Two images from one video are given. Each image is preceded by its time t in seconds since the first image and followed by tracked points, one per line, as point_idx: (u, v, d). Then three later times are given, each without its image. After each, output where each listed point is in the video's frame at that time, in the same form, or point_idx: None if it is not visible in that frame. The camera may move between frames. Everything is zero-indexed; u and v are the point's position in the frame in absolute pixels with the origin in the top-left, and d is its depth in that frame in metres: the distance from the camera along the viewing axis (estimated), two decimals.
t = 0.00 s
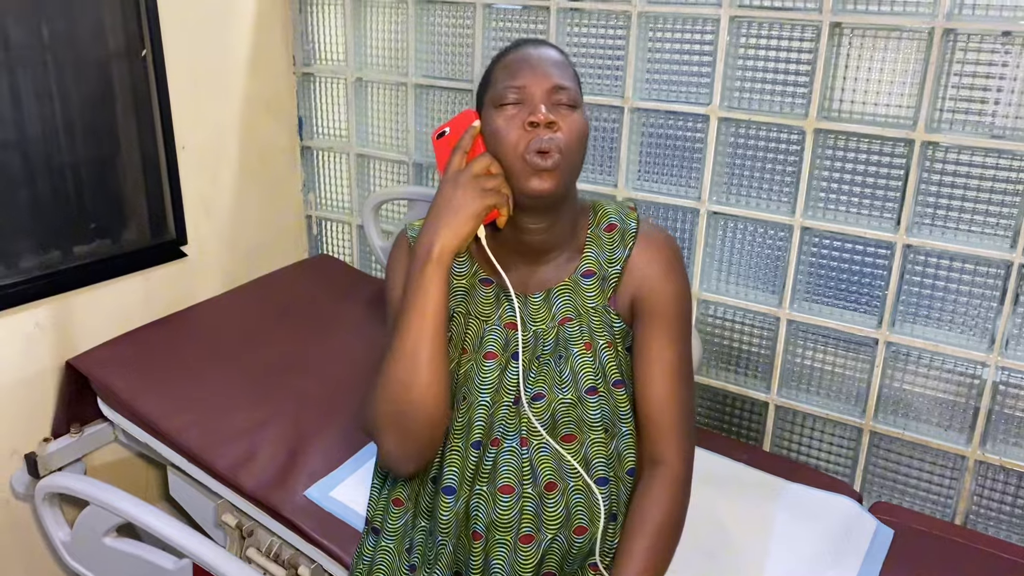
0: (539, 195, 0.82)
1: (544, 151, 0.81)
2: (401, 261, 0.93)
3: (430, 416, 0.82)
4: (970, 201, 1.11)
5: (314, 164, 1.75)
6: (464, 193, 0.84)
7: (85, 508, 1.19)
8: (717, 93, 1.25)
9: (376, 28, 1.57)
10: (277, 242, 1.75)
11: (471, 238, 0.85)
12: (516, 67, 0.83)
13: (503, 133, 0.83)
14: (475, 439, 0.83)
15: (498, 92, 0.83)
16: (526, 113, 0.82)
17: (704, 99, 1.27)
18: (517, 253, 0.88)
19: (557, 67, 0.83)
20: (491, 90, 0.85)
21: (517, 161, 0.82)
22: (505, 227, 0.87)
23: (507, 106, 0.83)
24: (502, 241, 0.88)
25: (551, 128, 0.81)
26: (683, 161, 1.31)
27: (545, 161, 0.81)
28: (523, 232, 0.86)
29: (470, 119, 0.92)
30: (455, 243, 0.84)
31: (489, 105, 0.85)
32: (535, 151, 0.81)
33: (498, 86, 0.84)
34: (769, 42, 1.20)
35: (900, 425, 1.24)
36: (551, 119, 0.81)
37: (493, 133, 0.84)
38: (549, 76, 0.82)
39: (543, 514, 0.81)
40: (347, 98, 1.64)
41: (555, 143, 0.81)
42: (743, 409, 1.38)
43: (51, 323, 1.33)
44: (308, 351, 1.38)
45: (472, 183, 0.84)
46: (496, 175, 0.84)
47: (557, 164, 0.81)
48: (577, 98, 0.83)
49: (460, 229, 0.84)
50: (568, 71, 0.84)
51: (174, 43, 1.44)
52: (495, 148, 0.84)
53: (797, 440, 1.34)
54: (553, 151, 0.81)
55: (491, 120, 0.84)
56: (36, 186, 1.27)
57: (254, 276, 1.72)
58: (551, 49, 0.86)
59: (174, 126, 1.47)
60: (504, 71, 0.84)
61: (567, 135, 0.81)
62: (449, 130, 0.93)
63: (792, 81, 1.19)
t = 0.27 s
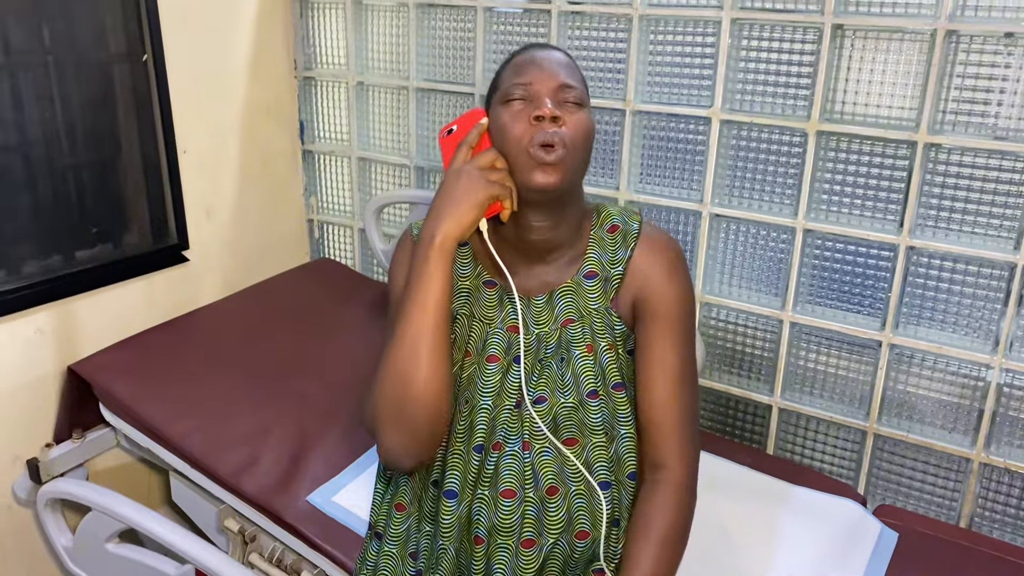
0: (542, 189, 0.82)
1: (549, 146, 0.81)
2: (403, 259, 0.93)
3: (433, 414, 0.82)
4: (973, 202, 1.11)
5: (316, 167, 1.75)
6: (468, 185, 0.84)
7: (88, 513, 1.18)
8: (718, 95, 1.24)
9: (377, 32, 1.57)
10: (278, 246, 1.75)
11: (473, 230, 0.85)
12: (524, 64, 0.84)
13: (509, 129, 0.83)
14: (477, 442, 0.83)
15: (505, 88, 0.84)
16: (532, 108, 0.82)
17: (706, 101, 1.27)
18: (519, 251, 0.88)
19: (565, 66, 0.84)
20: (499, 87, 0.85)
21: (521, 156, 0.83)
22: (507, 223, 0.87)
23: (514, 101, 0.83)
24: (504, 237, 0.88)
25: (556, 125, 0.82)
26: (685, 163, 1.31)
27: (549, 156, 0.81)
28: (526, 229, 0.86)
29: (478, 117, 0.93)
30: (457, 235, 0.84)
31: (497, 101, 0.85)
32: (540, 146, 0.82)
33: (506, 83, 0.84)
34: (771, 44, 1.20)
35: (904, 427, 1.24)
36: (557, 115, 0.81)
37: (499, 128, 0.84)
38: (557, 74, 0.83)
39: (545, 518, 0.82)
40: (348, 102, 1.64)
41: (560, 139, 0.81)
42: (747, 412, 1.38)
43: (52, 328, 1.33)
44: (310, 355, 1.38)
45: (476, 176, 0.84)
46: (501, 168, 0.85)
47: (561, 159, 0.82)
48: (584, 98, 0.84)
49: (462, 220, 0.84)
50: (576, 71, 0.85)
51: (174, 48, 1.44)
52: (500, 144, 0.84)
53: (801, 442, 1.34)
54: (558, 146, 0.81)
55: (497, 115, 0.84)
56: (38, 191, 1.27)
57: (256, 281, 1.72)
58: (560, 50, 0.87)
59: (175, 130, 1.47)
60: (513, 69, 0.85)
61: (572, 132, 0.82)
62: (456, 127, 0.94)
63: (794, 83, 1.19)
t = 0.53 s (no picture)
0: (542, 183, 0.82)
1: (550, 141, 0.81)
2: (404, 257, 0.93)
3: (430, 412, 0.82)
4: (979, 202, 1.10)
5: (316, 170, 1.74)
6: (468, 180, 0.84)
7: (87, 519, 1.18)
8: (721, 96, 1.23)
9: (376, 33, 1.56)
10: (278, 249, 1.74)
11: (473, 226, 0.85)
12: (527, 62, 0.85)
13: (510, 124, 0.83)
14: (476, 443, 0.83)
15: (508, 86, 0.85)
16: (534, 104, 0.83)
17: (707, 102, 1.26)
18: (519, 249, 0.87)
19: (568, 64, 0.85)
20: (502, 85, 0.86)
21: (522, 151, 0.83)
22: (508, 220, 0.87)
23: (516, 98, 0.84)
24: (503, 234, 0.88)
25: (558, 119, 0.82)
26: (687, 165, 1.30)
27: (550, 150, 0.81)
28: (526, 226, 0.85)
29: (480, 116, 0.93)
30: (457, 229, 0.84)
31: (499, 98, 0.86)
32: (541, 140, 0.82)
33: (508, 80, 0.85)
34: (773, 44, 1.19)
35: (909, 430, 1.23)
36: (558, 110, 0.82)
37: (501, 124, 0.84)
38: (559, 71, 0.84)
39: (546, 521, 0.81)
40: (348, 104, 1.63)
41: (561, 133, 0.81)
42: (750, 414, 1.37)
43: (51, 332, 1.32)
44: (310, 358, 1.37)
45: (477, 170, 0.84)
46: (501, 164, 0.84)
47: (561, 153, 0.81)
48: (586, 95, 0.84)
49: (462, 215, 0.84)
50: (579, 69, 0.85)
51: (173, 50, 1.43)
52: (502, 140, 0.84)
53: (805, 445, 1.33)
54: (559, 140, 0.81)
55: (499, 112, 0.85)
56: (36, 194, 1.27)
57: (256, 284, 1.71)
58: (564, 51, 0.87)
59: (174, 133, 1.46)
60: (515, 66, 0.85)
61: (573, 127, 0.82)
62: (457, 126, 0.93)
63: (797, 83, 1.18)
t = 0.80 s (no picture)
0: (539, 178, 0.81)
1: (547, 136, 0.80)
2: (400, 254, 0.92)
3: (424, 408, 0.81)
4: (983, 204, 1.09)
5: (314, 172, 1.73)
6: (464, 174, 0.83)
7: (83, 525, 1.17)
8: (721, 97, 1.22)
9: (375, 34, 1.55)
10: (277, 251, 1.73)
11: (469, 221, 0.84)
12: (526, 60, 0.84)
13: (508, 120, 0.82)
14: (474, 442, 0.82)
15: (506, 83, 0.84)
16: (531, 100, 0.82)
17: (708, 103, 1.25)
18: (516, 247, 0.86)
19: (567, 63, 0.84)
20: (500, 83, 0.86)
21: (520, 146, 0.82)
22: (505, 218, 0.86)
23: (514, 94, 0.83)
24: (500, 231, 0.87)
25: (556, 115, 0.81)
26: (687, 166, 1.29)
27: (547, 145, 0.80)
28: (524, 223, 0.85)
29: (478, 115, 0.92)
30: (453, 224, 0.83)
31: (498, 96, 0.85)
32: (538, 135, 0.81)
33: (507, 78, 0.85)
34: (774, 44, 1.18)
35: (913, 433, 1.21)
36: (556, 106, 0.81)
37: (498, 120, 0.83)
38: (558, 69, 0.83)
39: (542, 523, 0.81)
40: (346, 106, 1.62)
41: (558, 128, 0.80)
42: (752, 418, 1.35)
43: (48, 337, 1.32)
44: (308, 361, 1.36)
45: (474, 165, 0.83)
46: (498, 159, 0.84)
47: (559, 148, 0.80)
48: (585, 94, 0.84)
49: (459, 209, 0.83)
50: (578, 69, 0.85)
51: (170, 52, 1.42)
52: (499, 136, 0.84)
53: (807, 448, 1.32)
54: (556, 135, 0.80)
55: (497, 109, 0.84)
56: (33, 198, 1.26)
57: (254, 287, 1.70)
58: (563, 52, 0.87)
59: (172, 136, 1.45)
60: (514, 65, 0.85)
61: (571, 122, 0.81)
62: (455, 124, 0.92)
63: (798, 84, 1.17)
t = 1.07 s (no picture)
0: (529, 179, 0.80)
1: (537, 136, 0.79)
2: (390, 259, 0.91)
3: (413, 418, 0.80)
4: (986, 204, 1.07)
5: (310, 172, 1.72)
6: (454, 176, 0.82)
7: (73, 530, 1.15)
8: (720, 95, 1.21)
9: (370, 33, 1.54)
10: (272, 253, 1.72)
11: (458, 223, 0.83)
12: (516, 59, 0.83)
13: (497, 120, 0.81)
14: (466, 447, 0.80)
15: (495, 83, 0.83)
16: (521, 100, 0.81)
17: (707, 102, 1.23)
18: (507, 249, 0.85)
19: (556, 62, 0.83)
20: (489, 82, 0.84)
21: (509, 147, 0.80)
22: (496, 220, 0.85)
23: (503, 94, 0.82)
24: (491, 234, 0.86)
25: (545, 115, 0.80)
26: (685, 166, 1.27)
27: (536, 145, 0.79)
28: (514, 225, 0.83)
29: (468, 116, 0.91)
30: (443, 226, 0.82)
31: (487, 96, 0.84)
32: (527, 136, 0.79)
33: (496, 77, 0.83)
34: (773, 42, 1.16)
35: (915, 436, 1.20)
36: (546, 106, 0.80)
37: (487, 120, 0.82)
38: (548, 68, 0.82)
39: (537, 530, 0.80)
40: (342, 105, 1.61)
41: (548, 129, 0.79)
42: (752, 421, 1.34)
43: (39, 340, 1.30)
44: (302, 365, 1.35)
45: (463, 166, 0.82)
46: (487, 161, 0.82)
47: (549, 149, 0.79)
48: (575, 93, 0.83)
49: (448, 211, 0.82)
50: (568, 68, 0.84)
51: (163, 52, 1.41)
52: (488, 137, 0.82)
53: (807, 452, 1.30)
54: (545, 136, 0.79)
55: (486, 109, 0.83)
56: (24, 199, 1.24)
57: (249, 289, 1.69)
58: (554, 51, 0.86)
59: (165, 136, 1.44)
60: (504, 64, 0.83)
61: (561, 122, 0.80)
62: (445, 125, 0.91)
63: (798, 82, 1.15)
